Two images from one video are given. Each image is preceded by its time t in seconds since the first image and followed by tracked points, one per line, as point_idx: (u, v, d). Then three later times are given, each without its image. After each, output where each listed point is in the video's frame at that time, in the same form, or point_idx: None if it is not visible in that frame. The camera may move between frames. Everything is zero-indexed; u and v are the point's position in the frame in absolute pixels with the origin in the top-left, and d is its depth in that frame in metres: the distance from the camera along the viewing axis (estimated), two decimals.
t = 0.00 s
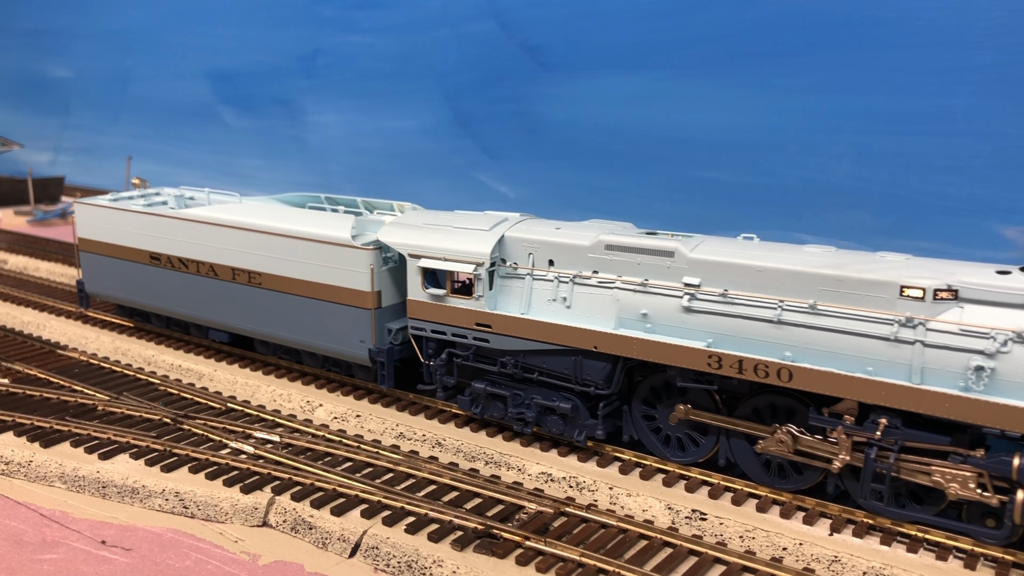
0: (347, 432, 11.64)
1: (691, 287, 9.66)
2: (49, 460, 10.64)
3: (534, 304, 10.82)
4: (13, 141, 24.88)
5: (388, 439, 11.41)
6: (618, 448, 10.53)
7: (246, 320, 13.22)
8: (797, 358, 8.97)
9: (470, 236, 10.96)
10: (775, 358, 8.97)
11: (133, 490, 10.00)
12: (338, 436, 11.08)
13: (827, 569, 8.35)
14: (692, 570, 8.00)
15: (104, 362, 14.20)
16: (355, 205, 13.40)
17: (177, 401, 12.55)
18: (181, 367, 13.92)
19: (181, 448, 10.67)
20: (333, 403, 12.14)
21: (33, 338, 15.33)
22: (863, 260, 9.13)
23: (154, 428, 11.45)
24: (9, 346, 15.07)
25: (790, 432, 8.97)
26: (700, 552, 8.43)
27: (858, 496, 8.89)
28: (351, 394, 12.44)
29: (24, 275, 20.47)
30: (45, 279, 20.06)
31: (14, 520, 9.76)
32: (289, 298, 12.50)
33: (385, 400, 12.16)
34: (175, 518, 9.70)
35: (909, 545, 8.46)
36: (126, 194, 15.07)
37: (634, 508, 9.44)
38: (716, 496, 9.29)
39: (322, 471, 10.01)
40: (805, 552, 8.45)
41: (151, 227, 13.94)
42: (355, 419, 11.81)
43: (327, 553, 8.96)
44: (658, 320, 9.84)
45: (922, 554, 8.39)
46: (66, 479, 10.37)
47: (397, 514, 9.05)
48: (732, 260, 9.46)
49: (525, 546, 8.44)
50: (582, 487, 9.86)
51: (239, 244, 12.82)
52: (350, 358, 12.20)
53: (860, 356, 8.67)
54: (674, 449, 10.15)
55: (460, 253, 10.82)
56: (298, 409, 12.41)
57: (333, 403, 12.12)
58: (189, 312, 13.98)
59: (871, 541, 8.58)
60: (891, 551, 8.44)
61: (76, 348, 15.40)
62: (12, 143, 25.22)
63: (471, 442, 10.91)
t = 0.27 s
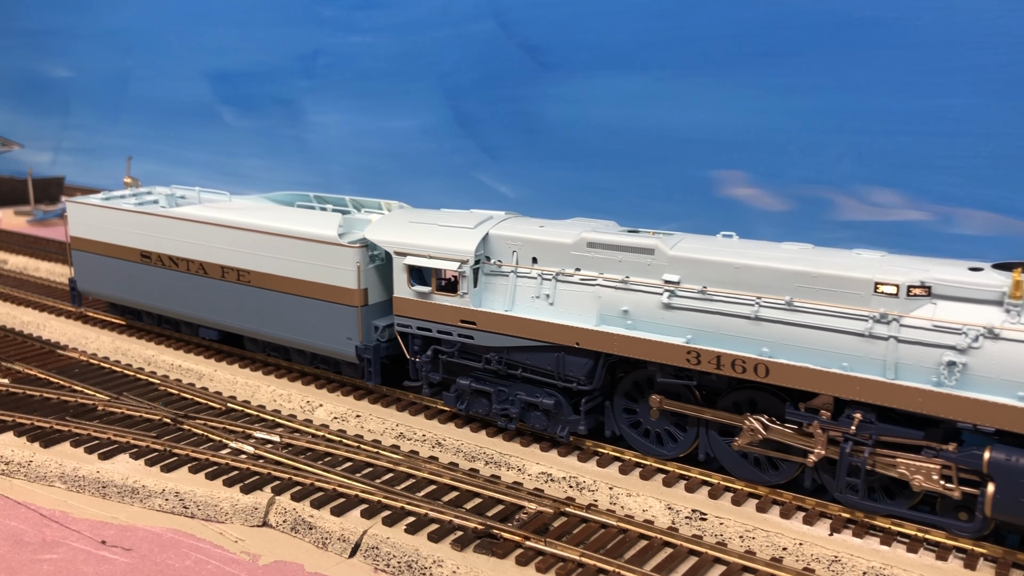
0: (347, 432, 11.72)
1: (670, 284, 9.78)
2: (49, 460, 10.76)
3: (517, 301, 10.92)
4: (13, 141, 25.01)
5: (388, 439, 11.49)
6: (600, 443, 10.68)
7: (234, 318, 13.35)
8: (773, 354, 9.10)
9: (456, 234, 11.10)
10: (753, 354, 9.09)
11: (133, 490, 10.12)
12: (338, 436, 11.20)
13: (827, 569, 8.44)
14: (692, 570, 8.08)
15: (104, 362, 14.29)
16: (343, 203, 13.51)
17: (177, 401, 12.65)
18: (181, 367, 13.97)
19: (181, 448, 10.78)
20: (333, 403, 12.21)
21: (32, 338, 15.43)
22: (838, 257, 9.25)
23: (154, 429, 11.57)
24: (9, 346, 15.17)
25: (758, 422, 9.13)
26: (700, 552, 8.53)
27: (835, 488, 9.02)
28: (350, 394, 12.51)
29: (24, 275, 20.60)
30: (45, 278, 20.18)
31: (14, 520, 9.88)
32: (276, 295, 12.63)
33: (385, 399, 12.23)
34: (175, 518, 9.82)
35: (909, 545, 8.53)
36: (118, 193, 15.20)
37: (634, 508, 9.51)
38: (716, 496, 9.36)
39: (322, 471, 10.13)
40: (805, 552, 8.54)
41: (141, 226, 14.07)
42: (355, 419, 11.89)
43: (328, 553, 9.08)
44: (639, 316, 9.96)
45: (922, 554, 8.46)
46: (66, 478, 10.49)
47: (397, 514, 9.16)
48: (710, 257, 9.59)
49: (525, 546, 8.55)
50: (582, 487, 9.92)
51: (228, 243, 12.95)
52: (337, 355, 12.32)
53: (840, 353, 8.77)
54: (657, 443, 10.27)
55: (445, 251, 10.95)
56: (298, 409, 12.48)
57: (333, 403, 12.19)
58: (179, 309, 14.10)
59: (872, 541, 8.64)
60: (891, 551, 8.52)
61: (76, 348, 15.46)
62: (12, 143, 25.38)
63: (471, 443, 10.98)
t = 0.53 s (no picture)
0: (347, 432, 11.75)
1: (650, 281, 9.92)
2: (49, 460, 10.88)
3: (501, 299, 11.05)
4: (12, 141, 25.14)
5: (388, 438, 11.51)
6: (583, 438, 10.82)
7: (224, 315, 13.47)
8: (751, 349, 9.23)
9: (441, 232, 11.22)
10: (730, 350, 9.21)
11: (133, 490, 10.24)
12: (338, 436, 11.29)
13: (826, 569, 8.41)
14: (692, 570, 8.16)
15: (104, 362, 14.37)
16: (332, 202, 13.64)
17: (177, 401, 12.74)
18: (181, 367, 13.99)
19: (181, 448, 10.91)
20: (333, 403, 12.24)
21: (32, 338, 15.51)
22: (814, 254, 9.39)
23: (154, 429, 11.69)
24: (8, 346, 15.26)
25: (727, 414, 9.34)
26: (700, 552, 8.59)
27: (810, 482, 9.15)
28: (350, 394, 12.54)
29: (25, 275, 20.73)
30: (45, 278, 20.30)
31: (14, 520, 9.99)
32: (265, 293, 12.76)
33: (385, 399, 12.26)
34: (175, 518, 9.94)
35: (909, 545, 8.49)
36: (109, 192, 15.33)
37: (634, 508, 9.51)
38: (716, 496, 9.36)
39: (322, 471, 10.25)
40: (805, 552, 8.52)
41: (132, 224, 14.20)
42: (355, 420, 11.92)
43: (327, 552, 9.19)
44: (619, 313, 10.09)
45: (922, 554, 8.43)
46: (66, 478, 10.61)
47: (398, 514, 9.28)
48: (689, 254, 9.72)
49: (525, 546, 8.66)
50: (582, 487, 9.92)
51: (217, 241, 13.08)
52: (324, 352, 12.45)
53: (814, 348, 8.90)
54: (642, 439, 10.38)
55: (430, 249, 11.07)
56: (298, 408, 12.51)
57: (332, 403, 12.22)
58: (169, 307, 14.23)
59: (873, 542, 8.61)
60: (891, 551, 8.48)
61: (76, 348, 15.48)
62: (11, 143, 25.53)
63: (471, 443, 10.99)
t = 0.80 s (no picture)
0: (347, 432, 11.80)
1: (631, 278, 10.04)
2: (49, 460, 11.00)
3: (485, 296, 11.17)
4: (12, 141, 25.27)
5: (388, 438, 11.56)
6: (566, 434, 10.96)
7: (214, 313, 13.60)
8: (729, 345, 9.36)
9: (427, 230, 11.34)
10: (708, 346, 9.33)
11: (133, 490, 10.36)
12: (338, 436, 11.39)
13: (826, 569, 8.46)
14: (692, 570, 8.24)
15: (104, 363, 14.44)
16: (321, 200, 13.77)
17: (177, 401, 12.81)
18: (181, 367, 14.04)
19: (181, 448, 11.03)
20: (333, 403, 12.28)
21: (33, 338, 15.56)
22: (792, 252, 9.52)
23: (154, 429, 11.81)
24: (8, 346, 15.33)
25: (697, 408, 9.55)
26: (700, 552, 8.67)
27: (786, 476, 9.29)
28: (350, 394, 12.58)
29: (25, 275, 20.85)
30: (45, 278, 20.41)
31: (14, 520, 10.11)
32: (254, 291, 12.88)
33: (385, 399, 12.29)
34: (175, 518, 10.06)
35: (910, 544, 8.50)
36: (101, 190, 15.47)
37: (634, 508, 9.54)
38: (717, 496, 9.39)
39: (322, 471, 10.37)
40: (805, 552, 8.57)
41: (123, 222, 14.33)
42: (355, 419, 11.97)
43: (327, 552, 9.30)
44: (601, 310, 10.21)
45: (922, 553, 8.43)
46: (66, 478, 10.73)
47: (398, 514, 9.40)
48: (669, 252, 9.85)
49: (525, 546, 8.77)
50: (582, 487, 9.95)
51: (207, 239, 13.20)
52: (313, 349, 12.57)
53: (789, 344, 9.03)
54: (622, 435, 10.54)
55: (416, 247, 11.20)
56: (299, 408, 12.57)
57: (333, 403, 12.26)
58: (160, 304, 14.35)
59: (874, 542, 8.64)
60: (891, 551, 8.50)
61: (76, 348, 15.43)
62: (11, 143, 25.67)
63: (471, 443, 11.03)
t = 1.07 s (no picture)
0: (347, 432, 11.80)
1: (613, 276, 10.16)
2: (48, 460, 11.12)
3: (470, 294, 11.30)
4: (12, 142, 25.42)
5: (387, 438, 11.55)
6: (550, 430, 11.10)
7: (204, 310, 13.71)
8: (708, 341, 9.50)
9: (412, 228, 11.47)
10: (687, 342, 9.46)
11: (133, 490, 10.46)
12: (338, 436, 11.42)
13: (827, 569, 8.44)
14: (692, 571, 8.22)
15: (104, 362, 14.44)
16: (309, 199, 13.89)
17: (177, 401, 12.85)
18: (181, 367, 14.06)
19: (181, 448, 11.14)
20: (333, 403, 12.28)
21: (32, 338, 15.55)
22: (770, 250, 9.64)
23: (154, 429, 11.89)
24: (8, 346, 15.35)
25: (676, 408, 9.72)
26: (700, 552, 8.67)
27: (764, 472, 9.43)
28: (351, 394, 12.58)
29: (25, 275, 20.96)
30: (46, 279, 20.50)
31: (14, 520, 10.21)
32: (244, 288, 13.00)
33: (385, 399, 12.29)
34: (175, 518, 10.16)
35: (909, 544, 8.48)
36: (94, 189, 15.61)
37: (634, 508, 9.53)
38: (717, 496, 9.38)
39: (322, 471, 10.44)
40: (805, 552, 8.56)
41: (114, 221, 14.46)
42: (355, 419, 11.97)
43: (327, 552, 9.36)
44: (583, 307, 10.33)
45: (922, 553, 8.41)
46: (66, 478, 10.84)
47: (397, 514, 9.44)
48: (650, 250, 9.97)
49: (525, 546, 8.78)
50: (582, 487, 9.92)
51: (196, 237, 13.33)
52: (301, 346, 12.69)
53: (766, 340, 9.16)
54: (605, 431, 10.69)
55: (401, 244, 11.32)
56: (298, 408, 12.58)
57: (332, 403, 12.26)
58: (151, 302, 14.47)
59: (873, 541, 8.62)
60: (891, 551, 8.47)
61: (76, 348, 15.36)
62: (12, 143, 25.82)
63: (471, 443, 11.02)
